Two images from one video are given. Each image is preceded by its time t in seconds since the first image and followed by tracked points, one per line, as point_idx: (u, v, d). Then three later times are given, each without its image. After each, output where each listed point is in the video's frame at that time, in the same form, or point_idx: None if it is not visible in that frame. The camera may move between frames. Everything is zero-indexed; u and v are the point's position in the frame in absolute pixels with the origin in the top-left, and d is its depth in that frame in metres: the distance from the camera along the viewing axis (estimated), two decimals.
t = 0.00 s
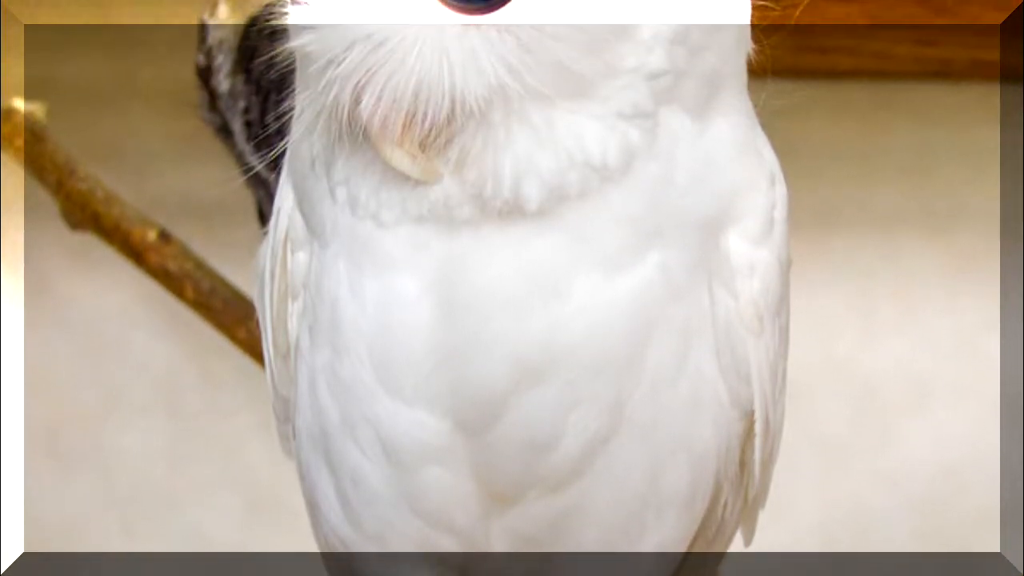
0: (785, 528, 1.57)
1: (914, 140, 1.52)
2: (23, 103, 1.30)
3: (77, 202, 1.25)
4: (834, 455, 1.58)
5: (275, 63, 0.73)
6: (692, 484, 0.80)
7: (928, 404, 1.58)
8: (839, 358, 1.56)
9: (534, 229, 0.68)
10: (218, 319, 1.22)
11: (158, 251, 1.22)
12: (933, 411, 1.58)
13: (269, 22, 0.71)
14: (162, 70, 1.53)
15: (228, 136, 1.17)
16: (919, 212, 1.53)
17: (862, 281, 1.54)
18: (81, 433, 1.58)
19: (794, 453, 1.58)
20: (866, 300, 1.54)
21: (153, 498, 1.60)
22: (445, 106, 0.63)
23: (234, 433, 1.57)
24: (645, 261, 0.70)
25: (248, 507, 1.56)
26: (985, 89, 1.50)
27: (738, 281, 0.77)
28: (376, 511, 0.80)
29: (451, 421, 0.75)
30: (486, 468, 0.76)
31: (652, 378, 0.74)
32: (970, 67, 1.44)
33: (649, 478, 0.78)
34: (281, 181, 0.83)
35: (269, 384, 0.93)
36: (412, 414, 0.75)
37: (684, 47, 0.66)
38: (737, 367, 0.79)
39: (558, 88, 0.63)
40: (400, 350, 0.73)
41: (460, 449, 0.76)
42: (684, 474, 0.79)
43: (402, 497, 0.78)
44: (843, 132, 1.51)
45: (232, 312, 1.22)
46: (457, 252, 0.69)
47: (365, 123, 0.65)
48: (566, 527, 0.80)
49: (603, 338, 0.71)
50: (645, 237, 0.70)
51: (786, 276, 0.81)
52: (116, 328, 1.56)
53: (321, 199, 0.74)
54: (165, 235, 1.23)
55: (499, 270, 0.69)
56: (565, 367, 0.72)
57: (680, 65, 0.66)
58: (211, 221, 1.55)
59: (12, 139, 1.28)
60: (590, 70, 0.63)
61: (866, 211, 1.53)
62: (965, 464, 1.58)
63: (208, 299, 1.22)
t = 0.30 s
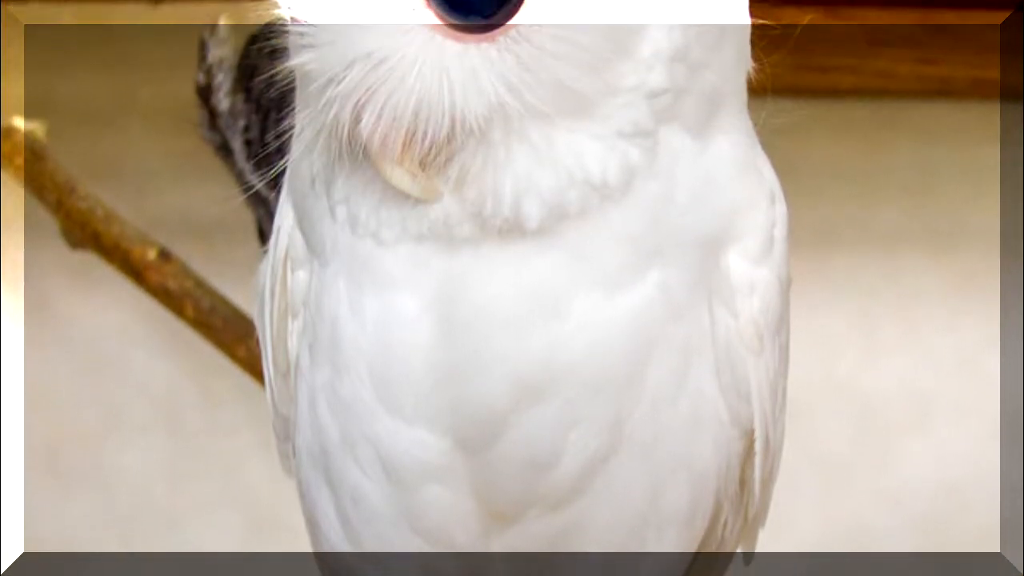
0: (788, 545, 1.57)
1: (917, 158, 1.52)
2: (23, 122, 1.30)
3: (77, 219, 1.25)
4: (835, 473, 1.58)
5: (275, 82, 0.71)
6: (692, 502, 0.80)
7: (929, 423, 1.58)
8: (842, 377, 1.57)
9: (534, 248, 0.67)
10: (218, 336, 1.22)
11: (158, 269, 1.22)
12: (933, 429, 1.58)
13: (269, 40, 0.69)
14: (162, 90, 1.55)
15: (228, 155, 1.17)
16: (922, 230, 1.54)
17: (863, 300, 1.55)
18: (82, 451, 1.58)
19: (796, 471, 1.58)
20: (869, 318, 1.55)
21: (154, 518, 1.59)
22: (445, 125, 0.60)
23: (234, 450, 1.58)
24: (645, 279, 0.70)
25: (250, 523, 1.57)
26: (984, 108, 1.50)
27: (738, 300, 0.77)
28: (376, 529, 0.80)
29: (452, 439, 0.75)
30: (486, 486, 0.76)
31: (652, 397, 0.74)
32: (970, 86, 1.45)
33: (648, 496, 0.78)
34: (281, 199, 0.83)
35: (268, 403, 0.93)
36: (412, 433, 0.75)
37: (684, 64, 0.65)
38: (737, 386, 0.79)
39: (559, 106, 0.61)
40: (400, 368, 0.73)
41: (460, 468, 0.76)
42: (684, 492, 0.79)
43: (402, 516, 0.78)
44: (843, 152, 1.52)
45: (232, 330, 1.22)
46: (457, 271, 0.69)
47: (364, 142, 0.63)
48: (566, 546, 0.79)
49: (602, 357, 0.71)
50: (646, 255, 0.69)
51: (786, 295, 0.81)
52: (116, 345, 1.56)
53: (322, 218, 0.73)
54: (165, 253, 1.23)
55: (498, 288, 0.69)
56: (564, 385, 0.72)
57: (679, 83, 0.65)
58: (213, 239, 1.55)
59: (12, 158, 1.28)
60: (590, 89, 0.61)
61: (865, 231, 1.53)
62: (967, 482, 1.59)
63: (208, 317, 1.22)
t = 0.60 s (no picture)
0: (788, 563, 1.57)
1: (917, 175, 1.52)
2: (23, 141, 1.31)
3: (77, 238, 1.25)
4: (835, 492, 1.58)
5: (275, 101, 0.71)
6: (692, 521, 0.80)
7: (929, 441, 1.58)
8: (842, 396, 1.57)
9: (534, 266, 0.67)
10: (218, 355, 1.22)
11: (159, 287, 1.22)
12: (933, 447, 1.58)
13: (269, 59, 0.70)
14: (162, 108, 1.55)
15: (228, 174, 1.17)
16: (922, 248, 1.54)
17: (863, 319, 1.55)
18: (82, 469, 1.59)
19: (796, 488, 1.58)
20: (869, 338, 1.55)
21: (154, 536, 1.60)
22: (445, 143, 0.60)
23: (234, 469, 1.58)
24: (645, 298, 0.70)
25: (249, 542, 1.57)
26: (984, 126, 1.50)
27: (738, 318, 0.77)
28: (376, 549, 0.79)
29: (452, 458, 0.74)
30: (486, 506, 0.76)
31: (652, 415, 0.74)
32: (970, 105, 1.45)
33: (648, 515, 0.77)
34: (281, 218, 0.83)
35: (268, 422, 0.93)
36: (412, 451, 0.75)
37: (684, 83, 0.64)
38: (737, 404, 0.79)
39: (559, 125, 0.61)
40: (400, 386, 0.73)
41: (460, 487, 0.76)
42: (684, 512, 0.79)
43: (402, 535, 0.78)
44: (844, 170, 1.52)
45: (232, 348, 1.22)
46: (457, 289, 0.69)
47: (364, 161, 0.63)
48: (566, 567, 0.79)
49: (602, 375, 0.71)
50: (647, 274, 0.69)
51: (785, 314, 0.81)
52: (116, 364, 1.56)
53: (321, 237, 0.73)
54: (165, 272, 1.23)
55: (498, 307, 0.69)
56: (565, 405, 0.72)
57: (680, 102, 0.65)
58: (214, 258, 1.55)
59: (12, 176, 1.29)
60: (590, 107, 0.61)
61: (864, 249, 1.54)
62: (967, 501, 1.58)
63: (208, 336, 1.22)
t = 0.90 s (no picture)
0: None
1: (917, 194, 1.52)
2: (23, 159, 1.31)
3: (77, 257, 1.25)
4: (835, 510, 1.57)
5: (275, 119, 0.71)
6: (693, 540, 0.79)
7: (928, 458, 1.59)
8: (842, 414, 1.57)
9: (534, 285, 0.67)
10: (218, 374, 1.22)
11: (159, 306, 1.22)
12: (932, 464, 1.59)
13: (268, 78, 0.70)
14: (161, 127, 1.55)
15: (228, 192, 1.17)
16: (921, 267, 1.54)
17: (863, 337, 1.55)
18: (82, 486, 1.59)
19: (797, 506, 1.57)
20: (869, 357, 1.56)
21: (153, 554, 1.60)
22: (445, 161, 0.61)
23: (234, 487, 1.57)
24: (645, 316, 0.70)
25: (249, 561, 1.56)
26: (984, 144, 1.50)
27: (738, 336, 0.77)
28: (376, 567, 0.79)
29: (452, 476, 0.74)
30: (486, 524, 0.75)
31: (652, 434, 0.74)
32: (969, 124, 1.46)
33: (648, 534, 0.77)
34: (281, 237, 0.83)
35: (269, 441, 0.93)
36: (412, 470, 0.75)
37: (684, 102, 0.64)
38: (737, 423, 0.79)
39: (559, 144, 0.61)
40: (400, 405, 0.73)
41: (460, 505, 0.75)
42: (684, 530, 0.78)
43: (402, 554, 0.78)
44: (843, 188, 1.52)
45: (232, 367, 1.22)
46: (457, 308, 0.69)
47: (364, 180, 0.63)
48: None
49: (602, 394, 0.71)
50: (647, 292, 0.69)
51: (785, 333, 0.81)
52: (115, 382, 1.56)
53: (321, 256, 0.73)
54: (165, 290, 1.23)
55: (498, 326, 0.69)
56: (565, 424, 0.71)
57: (680, 120, 0.65)
58: (213, 278, 1.56)
59: (12, 195, 1.29)
60: (590, 126, 0.61)
61: (863, 267, 1.54)
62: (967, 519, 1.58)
63: (208, 354, 1.22)
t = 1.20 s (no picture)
0: None
1: (917, 212, 1.53)
2: (24, 178, 1.32)
3: (77, 276, 1.25)
4: (835, 528, 1.57)
5: (275, 137, 0.72)
6: (693, 559, 0.79)
7: (930, 477, 1.58)
8: (841, 432, 1.57)
9: (533, 303, 0.67)
10: (218, 393, 1.22)
11: (158, 325, 1.22)
12: (935, 483, 1.58)
13: (269, 96, 0.70)
14: (161, 145, 1.56)
15: (229, 211, 1.18)
16: (922, 285, 1.54)
17: (863, 356, 1.55)
18: (81, 505, 1.59)
19: (797, 525, 1.57)
20: (868, 376, 1.56)
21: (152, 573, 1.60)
22: (445, 180, 0.61)
23: (234, 505, 1.57)
24: (645, 335, 0.70)
25: None
26: (984, 162, 1.51)
27: (738, 354, 0.77)
28: None
29: (451, 495, 0.74)
30: (486, 542, 0.75)
31: (652, 453, 0.73)
32: (971, 143, 1.46)
33: (648, 553, 0.77)
34: (282, 255, 0.83)
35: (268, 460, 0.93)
36: (412, 488, 0.74)
37: (683, 121, 0.65)
38: (737, 441, 0.79)
39: (559, 162, 0.61)
40: (400, 424, 0.73)
41: (460, 524, 0.75)
42: (684, 550, 0.78)
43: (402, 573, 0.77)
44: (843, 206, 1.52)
45: (232, 386, 1.22)
46: (457, 326, 0.69)
47: (364, 199, 0.63)
48: None
49: (603, 412, 0.71)
50: (647, 310, 0.69)
51: (786, 352, 0.81)
52: (115, 401, 1.56)
53: (321, 274, 0.74)
54: (165, 309, 1.23)
55: (498, 345, 0.69)
56: (564, 442, 0.71)
57: (680, 138, 0.65)
58: (213, 298, 1.56)
59: (12, 214, 1.29)
60: (590, 145, 0.61)
61: (864, 286, 1.54)
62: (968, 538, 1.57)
63: (208, 373, 1.22)
